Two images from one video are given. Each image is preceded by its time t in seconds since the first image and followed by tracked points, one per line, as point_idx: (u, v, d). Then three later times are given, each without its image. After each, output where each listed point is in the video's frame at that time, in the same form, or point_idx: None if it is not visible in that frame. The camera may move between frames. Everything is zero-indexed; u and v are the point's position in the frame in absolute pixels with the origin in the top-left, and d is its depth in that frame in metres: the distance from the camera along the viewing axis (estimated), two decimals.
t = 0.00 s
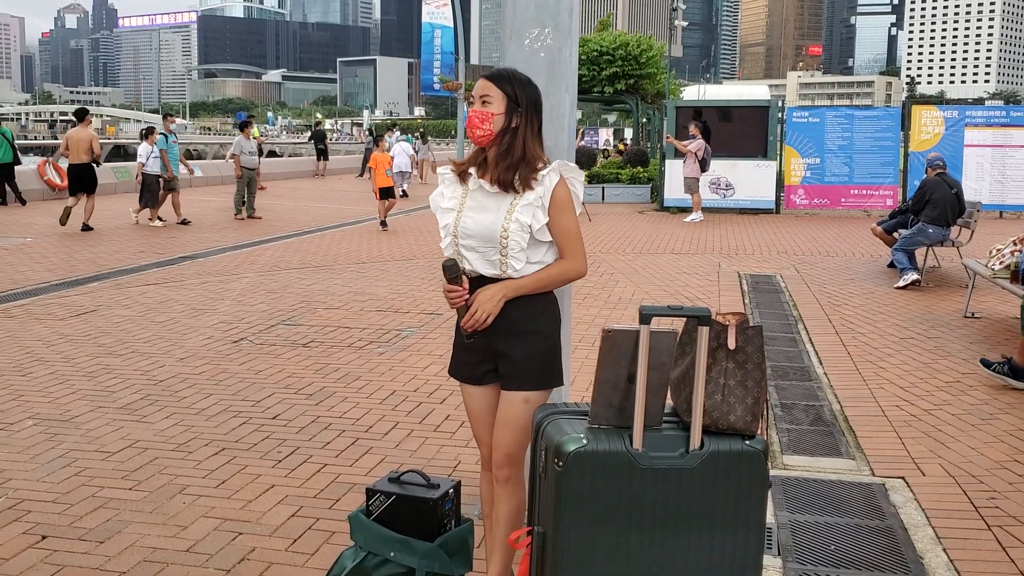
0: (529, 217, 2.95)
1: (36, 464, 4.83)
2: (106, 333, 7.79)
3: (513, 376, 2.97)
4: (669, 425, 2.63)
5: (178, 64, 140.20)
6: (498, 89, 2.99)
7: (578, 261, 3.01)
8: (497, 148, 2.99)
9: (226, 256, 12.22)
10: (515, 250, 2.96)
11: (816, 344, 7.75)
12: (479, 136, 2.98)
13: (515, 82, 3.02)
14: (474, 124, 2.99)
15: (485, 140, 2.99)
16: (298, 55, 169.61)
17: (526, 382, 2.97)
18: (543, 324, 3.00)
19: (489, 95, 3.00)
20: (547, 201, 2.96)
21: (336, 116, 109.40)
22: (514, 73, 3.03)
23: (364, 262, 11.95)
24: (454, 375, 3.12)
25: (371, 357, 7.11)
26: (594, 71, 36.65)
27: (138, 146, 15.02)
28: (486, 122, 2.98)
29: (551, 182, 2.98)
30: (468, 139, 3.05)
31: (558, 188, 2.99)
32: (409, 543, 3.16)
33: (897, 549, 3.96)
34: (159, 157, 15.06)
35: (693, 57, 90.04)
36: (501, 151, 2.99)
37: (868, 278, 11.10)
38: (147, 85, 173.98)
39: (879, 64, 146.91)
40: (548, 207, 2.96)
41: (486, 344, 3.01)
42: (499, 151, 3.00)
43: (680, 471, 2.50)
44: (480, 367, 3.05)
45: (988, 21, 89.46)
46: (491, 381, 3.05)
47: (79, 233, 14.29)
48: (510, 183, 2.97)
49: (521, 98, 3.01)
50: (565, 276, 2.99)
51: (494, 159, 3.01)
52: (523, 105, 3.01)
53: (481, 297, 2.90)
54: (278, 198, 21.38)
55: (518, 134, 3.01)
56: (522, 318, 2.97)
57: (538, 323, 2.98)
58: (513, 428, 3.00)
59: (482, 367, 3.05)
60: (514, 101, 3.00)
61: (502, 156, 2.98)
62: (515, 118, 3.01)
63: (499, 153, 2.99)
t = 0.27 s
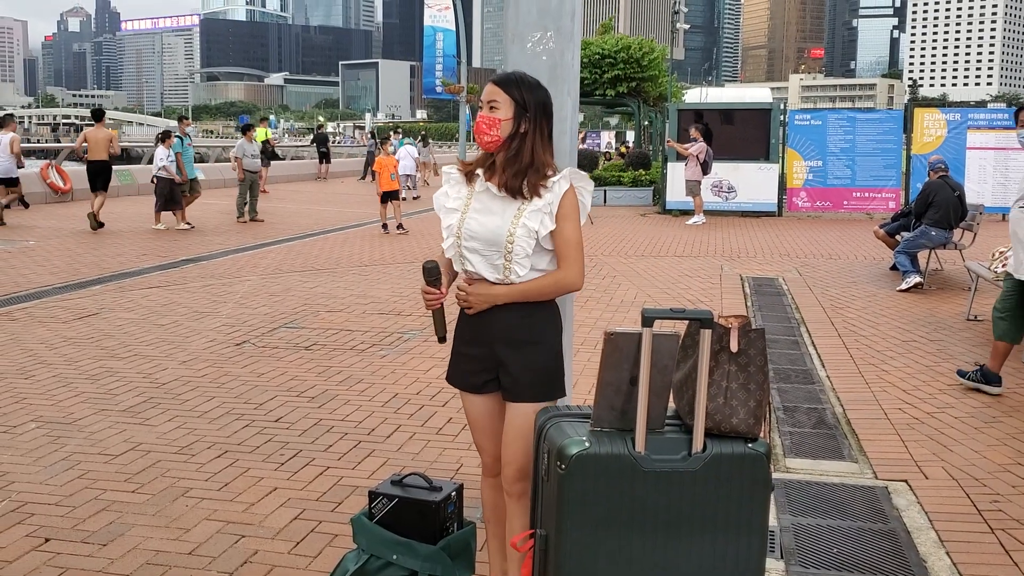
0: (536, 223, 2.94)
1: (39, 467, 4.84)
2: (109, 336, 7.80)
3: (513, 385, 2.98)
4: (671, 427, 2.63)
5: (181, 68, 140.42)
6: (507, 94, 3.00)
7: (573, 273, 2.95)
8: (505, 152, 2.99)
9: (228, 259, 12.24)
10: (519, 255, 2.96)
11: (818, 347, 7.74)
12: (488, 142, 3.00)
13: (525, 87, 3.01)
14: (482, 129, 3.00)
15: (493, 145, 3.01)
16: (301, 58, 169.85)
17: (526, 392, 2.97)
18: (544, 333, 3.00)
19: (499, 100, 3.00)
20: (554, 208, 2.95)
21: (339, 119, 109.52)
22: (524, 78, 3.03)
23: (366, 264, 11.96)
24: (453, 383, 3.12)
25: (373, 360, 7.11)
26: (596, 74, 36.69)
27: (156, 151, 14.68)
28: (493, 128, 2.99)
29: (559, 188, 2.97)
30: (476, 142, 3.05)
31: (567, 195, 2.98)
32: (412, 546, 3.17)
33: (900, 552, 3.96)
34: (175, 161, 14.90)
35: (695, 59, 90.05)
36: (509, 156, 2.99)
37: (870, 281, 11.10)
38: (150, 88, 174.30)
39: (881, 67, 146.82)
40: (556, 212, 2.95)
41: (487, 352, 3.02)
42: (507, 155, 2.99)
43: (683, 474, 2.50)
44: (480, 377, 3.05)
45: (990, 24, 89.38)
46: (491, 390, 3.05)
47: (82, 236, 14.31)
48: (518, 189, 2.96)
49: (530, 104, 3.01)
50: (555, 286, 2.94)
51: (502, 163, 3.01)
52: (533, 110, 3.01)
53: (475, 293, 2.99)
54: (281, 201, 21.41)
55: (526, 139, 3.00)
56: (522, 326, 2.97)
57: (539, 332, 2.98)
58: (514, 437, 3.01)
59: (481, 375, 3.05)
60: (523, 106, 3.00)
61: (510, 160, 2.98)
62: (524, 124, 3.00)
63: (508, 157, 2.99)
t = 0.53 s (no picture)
0: (550, 229, 2.94)
1: (42, 469, 4.85)
2: (111, 338, 7.81)
3: (517, 394, 2.99)
4: (673, 429, 2.63)
5: (183, 70, 140.59)
6: (523, 94, 3.00)
7: (570, 282, 2.97)
8: (518, 152, 2.99)
9: (230, 261, 12.24)
10: (528, 262, 2.95)
11: (820, 348, 7.74)
12: (500, 140, 2.97)
13: (541, 87, 3.02)
14: (496, 126, 2.99)
15: (505, 143, 2.98)
16: (302, 60, 170.00)
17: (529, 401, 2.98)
18: (549, 343, 2.99)
19: (514, 99, 3.00)
20: (569, 216, 2.96)
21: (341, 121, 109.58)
22: (540, 78, 3.03)
23: (368, 266, 11.96)
24: (451, 396, 3.10)
25: (376, 362, 7.12)
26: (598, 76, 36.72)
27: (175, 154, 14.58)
28: (507, 125, 2.98)
29: (576, 198, 2.99)
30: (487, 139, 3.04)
31: (581, 206, 3.00)
32: (415, 547, 3.17)
33: (903, 553, 3.96)
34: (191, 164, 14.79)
35: (697, 60, 89.99)
36: (524, 159, 2.99)
37: (873, 282, 11.08)
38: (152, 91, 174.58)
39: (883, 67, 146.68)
40: (570, 221, 2.96)
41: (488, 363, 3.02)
42: (521, 158, 2.99)
43: (685, 475, 2.50)
44: (480, 389, 3.04)
45: (992, 25, 89.24)
46: (492, 402, 3.05)
47: (84, 238, 14.33)
48: (533, 194, 2.97)
49: (546, 105, 3.01)
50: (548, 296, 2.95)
51: (516, 165, 3.01)
52: (547, 112, 3.01)
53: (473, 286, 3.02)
54: (283, 203, 21.43)
55: (541, 142, 3.00)
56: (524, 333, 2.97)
57: (543, 340, 2.98)
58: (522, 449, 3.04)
59: (481, 388, 3.04)
60: (538, 106, 3.00)
61: (524, 162, 2.98)
62: (538, 125, 3.01)
63: (521, 159, 2.99)
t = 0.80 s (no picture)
0: (560, 239, 2.86)
1: (47, 473, 4.85)
2: (115, 342, 7.82)
3: (517, 401, 2.91)
4: (677, 430, 2.62)
5: (186, 74, 140.85)
6: (525, 99, 2.93)
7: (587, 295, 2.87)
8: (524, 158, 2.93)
9: (233, 265, 12.24)
10: (537, 271, 2.87)
11: (825, 348, 7.72)
12: (504, 148, 2.94)
13: (543, 89, 2.94)
14: (499, 134, 2.94)
15: (512, 152, 2.94)
16: (305, 63, 170.19)
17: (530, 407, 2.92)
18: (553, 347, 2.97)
19: (515, 104, 2.94)
20: (581, 226, 2.88)
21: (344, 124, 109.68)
22: (541, 78, 2.95)
23: (371, 269, 11.96)
24: (448, 399, 3.01)
25: (379, 364, 7.11)
26: (600, 76, 36.71)
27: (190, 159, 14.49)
28: (510, 133, 2.93)
29: (588, 207, 2.91)
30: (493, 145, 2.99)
31: (594, 215, 2.91)
32: (419, 550, 3.16)
33: (909, 553, 3.94)
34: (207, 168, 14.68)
35: (699, 60, 89.92)
36: (530, 164, 2.93)
37: (877, 281, 11.05)
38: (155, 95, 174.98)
39: (886, 65, 146.42)
40: (581, 232, 2.88)
41: (489, 369, 2.94)
42: (528, 163, 2.93)
43: (690, 477, 2.49)
44: (478, 395, 2.97)
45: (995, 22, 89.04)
46: (489, 409, 2.97)
47: (88, 242, 14.35)
48: (541, 202, 2.90)
49: (550, 107, 2.93)
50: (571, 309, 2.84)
51: (524, 171, 2.95)
52: (552, 113, 2.94)
53: (482, 315, 2.84)
54: (287, 206, 21.46)
55: (547, 145, 2.94)
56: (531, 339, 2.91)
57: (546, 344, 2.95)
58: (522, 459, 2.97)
59: (481, 393, 2.96)
60: (541, 109, 2.93)
61: (531, 168, 2.92)
62: (543, 127, 2.93)
63: (527, 165, 2.93)
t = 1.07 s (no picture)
0: (569, 252, 2.86)
1: (56, 470, 4.86)
2: (124, 341, 7.84)
3: (525, 401, 2.91)
4: (686, 432, 2.61)
5: (196, 74, 141.31)
6: (523, 104, 2.89)
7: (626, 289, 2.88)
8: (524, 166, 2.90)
9: (242, 264, 12.27)
10: (548, 284, 2.85)
11: (835, 351, 7.69)
12: (505, 155, 2.92)
13: (541, 92, 2.91)
14: (498, 141, 2.91)
15: (511, 159, 2.92)
16: (315, 64, 170.58)
17: (537, 408, 2.92)
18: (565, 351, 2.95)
19: (513, 109, 2.90)
20: (590, 235, 2.88)
21: (353, 125, 109.90)
22: (536, 80, 2.92)
23: (380, 269, 11.98)
24: (457, 399, 3.01)
25: (387, 364, 7.11)
26: (610, 78, 36.69)
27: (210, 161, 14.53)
28: (509, 140, 2.90)
29: (597, 214, 2.89)
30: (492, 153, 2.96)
31: (604, 220, 2.90)
32: (425, 550, 3.16)
33: (917, 558, 3.92)
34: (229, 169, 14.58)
35: (709, 62, 89.77)
36: (531, 173, 2.90)
37: (887, 285, 11.02)
38: (166, 95, 175.79)
39: (897, 68, 145.97)
40: (591, 240, 2.89)
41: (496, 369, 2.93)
42: (529, 170, 2.91)
43: (698, 479, 2.48)
44: (485, 394, 2.96)
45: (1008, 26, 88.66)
46: (496, 408, 2.97)
47: (98, 242, 14.40)
48: (545, 212, 2.87)
49: (548, 111, 2.90)
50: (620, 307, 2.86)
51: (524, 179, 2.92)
52: (550, 117, 2.90)
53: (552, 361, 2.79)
54: (296, 206, 21.52)
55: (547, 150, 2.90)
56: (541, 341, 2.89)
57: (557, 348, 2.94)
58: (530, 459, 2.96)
59: (488, 394, 2.96)
60: (538, 113, 2.90)
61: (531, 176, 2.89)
62: (542, 132, 2.90)
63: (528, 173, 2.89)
